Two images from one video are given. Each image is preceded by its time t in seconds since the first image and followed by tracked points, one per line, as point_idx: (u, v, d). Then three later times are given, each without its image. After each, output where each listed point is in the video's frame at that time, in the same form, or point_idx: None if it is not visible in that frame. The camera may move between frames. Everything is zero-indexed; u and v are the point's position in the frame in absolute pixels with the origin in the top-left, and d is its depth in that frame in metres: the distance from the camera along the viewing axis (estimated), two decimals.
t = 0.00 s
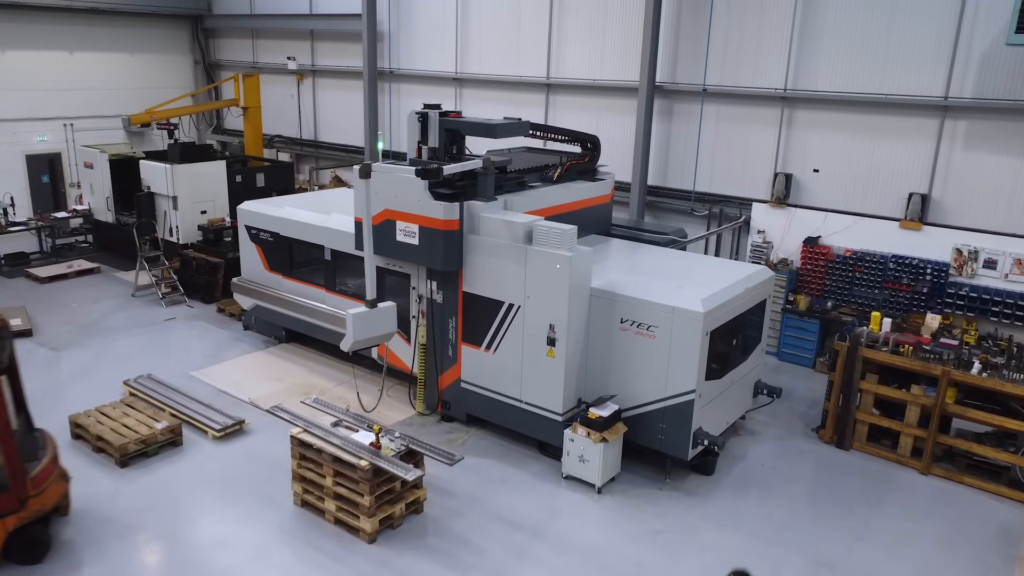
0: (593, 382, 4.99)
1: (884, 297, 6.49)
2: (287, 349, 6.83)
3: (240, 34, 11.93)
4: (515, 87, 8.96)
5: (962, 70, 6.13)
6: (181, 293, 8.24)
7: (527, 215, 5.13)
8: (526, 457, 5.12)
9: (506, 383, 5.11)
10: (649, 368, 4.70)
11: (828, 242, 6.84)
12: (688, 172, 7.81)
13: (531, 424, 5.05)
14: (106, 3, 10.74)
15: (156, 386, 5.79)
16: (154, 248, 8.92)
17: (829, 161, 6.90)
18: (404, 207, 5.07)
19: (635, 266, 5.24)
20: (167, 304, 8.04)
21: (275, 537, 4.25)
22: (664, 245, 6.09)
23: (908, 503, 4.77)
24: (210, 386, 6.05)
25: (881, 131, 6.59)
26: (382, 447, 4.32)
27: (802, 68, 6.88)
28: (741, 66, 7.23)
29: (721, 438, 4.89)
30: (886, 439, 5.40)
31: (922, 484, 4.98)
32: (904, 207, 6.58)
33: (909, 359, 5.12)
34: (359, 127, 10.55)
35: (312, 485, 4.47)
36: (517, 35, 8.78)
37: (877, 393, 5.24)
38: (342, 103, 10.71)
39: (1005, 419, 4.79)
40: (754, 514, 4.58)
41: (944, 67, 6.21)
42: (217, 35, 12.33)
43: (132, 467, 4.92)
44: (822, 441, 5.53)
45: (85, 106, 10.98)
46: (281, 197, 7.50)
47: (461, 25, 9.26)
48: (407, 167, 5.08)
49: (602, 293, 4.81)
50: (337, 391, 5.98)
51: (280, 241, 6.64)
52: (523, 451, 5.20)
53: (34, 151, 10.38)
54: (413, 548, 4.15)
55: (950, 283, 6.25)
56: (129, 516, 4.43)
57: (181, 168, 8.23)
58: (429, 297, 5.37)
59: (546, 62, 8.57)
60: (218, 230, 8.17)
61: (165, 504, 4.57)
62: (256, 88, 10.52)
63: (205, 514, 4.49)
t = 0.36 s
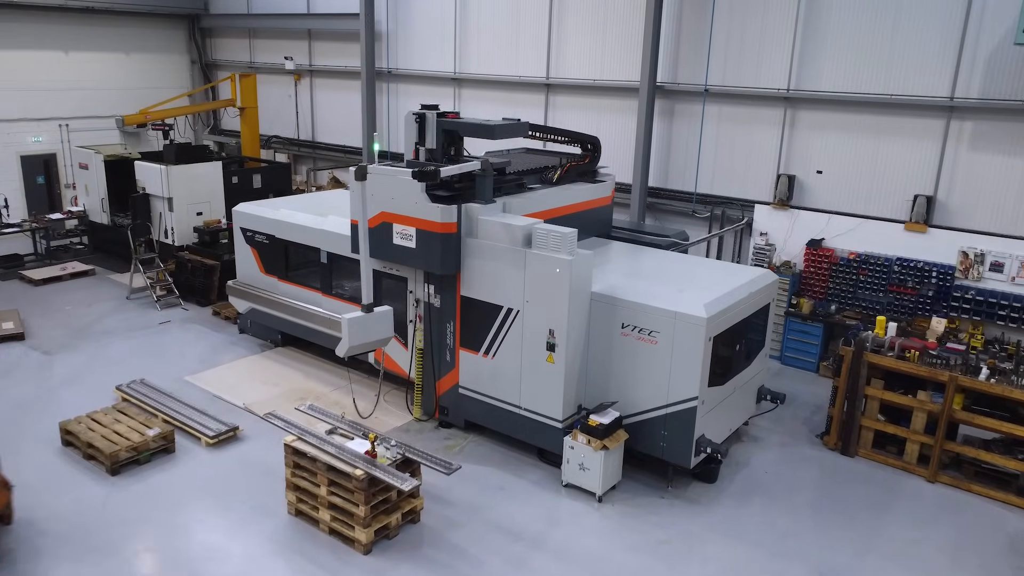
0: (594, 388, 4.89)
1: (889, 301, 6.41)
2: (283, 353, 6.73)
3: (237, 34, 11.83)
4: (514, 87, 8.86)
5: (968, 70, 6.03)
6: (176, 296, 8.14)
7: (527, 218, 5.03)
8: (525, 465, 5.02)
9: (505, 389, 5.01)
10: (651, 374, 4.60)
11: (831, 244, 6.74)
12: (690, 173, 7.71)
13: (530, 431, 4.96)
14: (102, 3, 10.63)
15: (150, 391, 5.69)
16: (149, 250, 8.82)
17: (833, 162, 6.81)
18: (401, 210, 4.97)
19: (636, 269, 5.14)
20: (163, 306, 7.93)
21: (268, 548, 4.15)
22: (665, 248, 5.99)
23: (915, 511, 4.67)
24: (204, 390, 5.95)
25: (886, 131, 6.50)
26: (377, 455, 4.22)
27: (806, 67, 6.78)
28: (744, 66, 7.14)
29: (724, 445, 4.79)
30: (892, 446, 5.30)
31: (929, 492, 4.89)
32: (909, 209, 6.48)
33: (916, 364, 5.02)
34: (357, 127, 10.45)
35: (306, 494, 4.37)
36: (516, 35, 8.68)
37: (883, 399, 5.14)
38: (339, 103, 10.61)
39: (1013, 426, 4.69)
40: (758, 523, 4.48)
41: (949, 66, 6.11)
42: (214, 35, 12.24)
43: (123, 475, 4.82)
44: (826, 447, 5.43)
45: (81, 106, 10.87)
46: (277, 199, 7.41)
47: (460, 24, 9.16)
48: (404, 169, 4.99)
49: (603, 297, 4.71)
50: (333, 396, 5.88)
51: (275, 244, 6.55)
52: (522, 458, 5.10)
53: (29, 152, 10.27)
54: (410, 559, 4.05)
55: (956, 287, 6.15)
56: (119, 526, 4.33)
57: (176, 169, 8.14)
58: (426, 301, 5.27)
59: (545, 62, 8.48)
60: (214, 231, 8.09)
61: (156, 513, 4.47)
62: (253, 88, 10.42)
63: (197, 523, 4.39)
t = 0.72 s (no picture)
0: (594, 394, 4.79)
1: (893, 304, 6.30)
2: (278, 357, 6.64)
3: (234, 34, 11.73)
4: (514, 87, 8.76)
5: (975, 70, 5.94)
6: (171, 298, 8.03)
7: (526, 220, 4.94)
8: (524, 472, 4.92)
9: (504, 395, 4.92)
10: (653, 380, 4.51)
11: (835, 247, 6.65)
12: (692, 174, 7.61)
13: (530, 438, 4.86)
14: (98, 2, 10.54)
15: (143, 397, 5.60)
16: (144, 252, 8.72)
17: (837, 163, 6.71)
18: (398, 212, 4.88)
19: (637, 273, 5.04)
20: (158, 309, 7.83)
21: (261, 559, 4.05)
22: (667, 251, 5.89)
23: (922, 520, 4.58)
24: (198, 395, 5.86)
25: (891, 132, 6.40)
26: (373, 464, 4.11)
27: (810, 67, 6.69)
28: (746, 66, 7.04)
29: (728, 453, 4.70)
30: (898, 453, 5.21)
31: (936, 501, 4.79)
32: (914, 211, 6.39)
33: (922, 370, 4.93)
34: (355, 128, 10.36)
35: (300, 503, 4.28)
36: (515, 35, 8.59)
37: (888, 405, 5.05)
38: (337, 104, 10.52)
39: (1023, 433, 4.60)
40: (762, 533, 4.39)
41: (956, 66, 6.02)
42: (211, 35, 12.14)
43: (114, 483, 4.73)
44: (831, 454, 5.33)
45: (76, 106, 10.77)
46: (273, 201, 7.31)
47: (459, 24, 9.07)
48: (401, 171, 4.90)
49: (604, 302, 4.62)
50: (329, 401, 5.78)
51: (271, 246, 6.46)
52: (521, 466, 5.00)
53: (24, 153, 10.17)
54: (406, 571, 3.95)
55: (962, 290, 6.06)
56: (108, 536, 4.23)
57: (171, 170, 8.04)
58: (424, 305, 5.17)
59: (545, 62, 8.38)
60: (211, 233, 8.02)
61: (147, 522, 4.37)
62: (250, 88, 10.32)
63: (189, 532, 4.28)
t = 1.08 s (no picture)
0: (595, 401, 4.70)
1: (899, 308, 6.21)
2: (274, 361, 6.54)
3: (231, 33, 11.64)
4: (513, 87, 8.67)
5: (981, 70, 5.85)
6: (167, 301, 7.94)
7: (525, 223, 4.84)
8: (524, 480, 4.83)
9: (503, 401, 4.83)
10: (655, 387, 4.41)
11: (839, 249, 6.56)
12: (693, 175, 7.52)
13: (530, 446, 4.77)
14: (94, 1, 10.45)
15: (137, 402, 5.51)
16: (140, 254, 8.63)
17: (841, 165, 6.62)
18: (396, 215, 4.78)
19: (639, 277, 4.95)
20: (153, 312, 7.73)
21: (255, 570, 3.96)
22: (669, 253, 5.80)
23: (929, 530, 4.48)
24: (193, 400, 5.77)
25: (896, 133, 6.31)
26: (369, 474, 3.97)
27: (813, 67, 6.59)
28: (749, 66, 6.95)
29: (731, 461, 4.60)
30: (905, 459, 5.12)
31: (943, 509, 4.70)
32: (919, 213, 6.30)
33: (930, 376, 4.84)
34: (354, 128, 10.26)
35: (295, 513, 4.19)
36: (515, 34, 8.49)
37: (895, 411, 4.96)
38: (335, 104, 10.42)
39: None
40: (767, 543, 4.30)
41: (962, 67, 5.93)
42: (208, 34, 12.04)
43: (106, 490, 4.63)
44: (836, 460, 5.24)
45: (72, 107, 10.68)
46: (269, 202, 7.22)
47: (458, 23, 8.97)
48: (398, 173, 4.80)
49: (605, 306, 4.52)
50: (325, 407, 5.69)
51: (267, 249, 6.36)
52: (520, 473, 4.91)
53: (19, 154, 10.08)
54: None
55: (968, 294, 5.97)
56: (98, 546, 4.14)
57: (167, 170, 7.95)
58: (422, 310, 5.08)
59: (545, 62, 8.29)
60: (207, 234, 8.03)
61: (138, 531, 4.28)
62: (247, 88, 10.22)
63: (181, 542, 4.19)
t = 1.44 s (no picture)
0: (596, 407, 4.61)
1: (904, 311, 6.12)
2: (270, 365, 6.45)
3: (229, 33, 11.55)
4: (513, 88, 8.58)
5: (989, 70, 5.76)
6: (162, 304, 7.84)
7: (525, 226, 4.75)
8: (523, 488, 4.74)
9: (502, 407, 4.73)
10: (658, 393, 4.32)
11: (844, 252, 6.47)
12: (695, 177, 7.43)
13: (530, 453, 4.67)
14: (90, 1, 10.36)
15: (130, 408, 5.42)
16: (136, 256, 8.53)
17: (846, 166, 6.53)
18: (393, 218, 4.69)
19: (641, 281, 4.86)
20: (148, 315, 7.64)
21: None
22: (671, 256, 5.70)
23: (938, 539, 4.39)
24: (187, 406, 5.67)
25: (902, 134, 6.22)
26: (365, 483, 3.92)
27: (817, 67, 6.50)
28: (752, 66, 6.86)
29: (735, 469, 4.51)
30: (911, 467, 5.03)
31: (951, 518, 4.61)
32: (925, 215, 6.21)
33: (937, 381, 4.74)
34: (352, 129, 10.17)
35: (290, 523, 4.10)
36: (515, 33, 8.40)
37: (902, 418, 4.87)
38: (333, 104, 10.33)
39: None
40: (772, 553, 4.20)
41: (969, 67, 5.84)
42: (206, 34, 11.95)
43: (97, 499, 4.54)
44: (842, 467, 5.15)
45: (68, 107, 10.59)
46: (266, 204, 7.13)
47: (457, 23, 8.88)
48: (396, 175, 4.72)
49: (606, 311, 4.43)
50: (321, 413, 5.60)
51: (263, 251, 6.27)
52: (520, 481, 4.82)
53: (14, 155, 9.99)
54: None
55: (975, 297, 5.87)
56: (88, 556, 4.05)
57: (162, 171, 7.85)
58: (419, 314, 4.99)
59: (545, 61, 8.20)
60: (202, 237, 7.90)
61: (129, 540, 4.19)
62: (244, 88, 10.13)
63: (173, 552, 4.10)
